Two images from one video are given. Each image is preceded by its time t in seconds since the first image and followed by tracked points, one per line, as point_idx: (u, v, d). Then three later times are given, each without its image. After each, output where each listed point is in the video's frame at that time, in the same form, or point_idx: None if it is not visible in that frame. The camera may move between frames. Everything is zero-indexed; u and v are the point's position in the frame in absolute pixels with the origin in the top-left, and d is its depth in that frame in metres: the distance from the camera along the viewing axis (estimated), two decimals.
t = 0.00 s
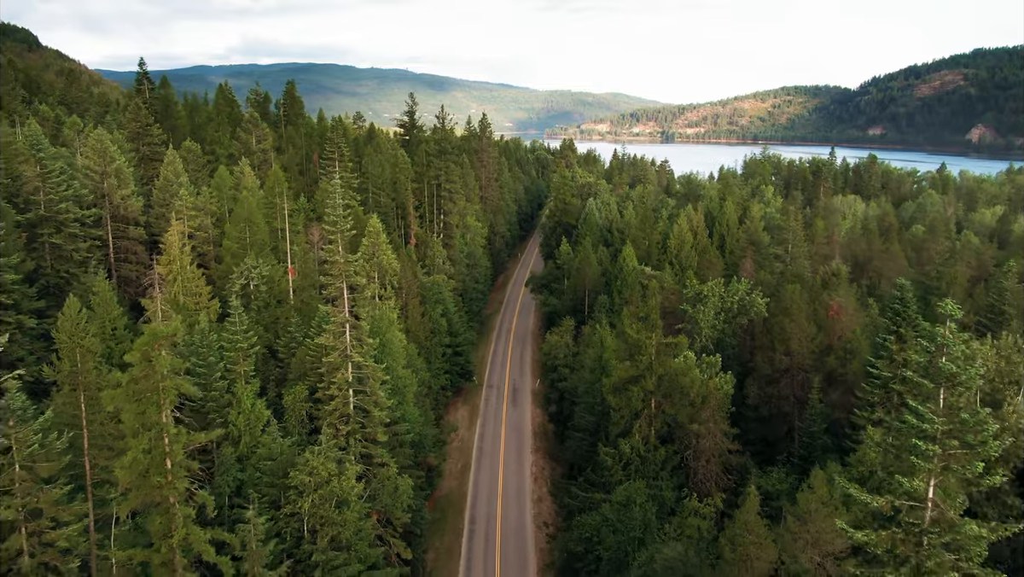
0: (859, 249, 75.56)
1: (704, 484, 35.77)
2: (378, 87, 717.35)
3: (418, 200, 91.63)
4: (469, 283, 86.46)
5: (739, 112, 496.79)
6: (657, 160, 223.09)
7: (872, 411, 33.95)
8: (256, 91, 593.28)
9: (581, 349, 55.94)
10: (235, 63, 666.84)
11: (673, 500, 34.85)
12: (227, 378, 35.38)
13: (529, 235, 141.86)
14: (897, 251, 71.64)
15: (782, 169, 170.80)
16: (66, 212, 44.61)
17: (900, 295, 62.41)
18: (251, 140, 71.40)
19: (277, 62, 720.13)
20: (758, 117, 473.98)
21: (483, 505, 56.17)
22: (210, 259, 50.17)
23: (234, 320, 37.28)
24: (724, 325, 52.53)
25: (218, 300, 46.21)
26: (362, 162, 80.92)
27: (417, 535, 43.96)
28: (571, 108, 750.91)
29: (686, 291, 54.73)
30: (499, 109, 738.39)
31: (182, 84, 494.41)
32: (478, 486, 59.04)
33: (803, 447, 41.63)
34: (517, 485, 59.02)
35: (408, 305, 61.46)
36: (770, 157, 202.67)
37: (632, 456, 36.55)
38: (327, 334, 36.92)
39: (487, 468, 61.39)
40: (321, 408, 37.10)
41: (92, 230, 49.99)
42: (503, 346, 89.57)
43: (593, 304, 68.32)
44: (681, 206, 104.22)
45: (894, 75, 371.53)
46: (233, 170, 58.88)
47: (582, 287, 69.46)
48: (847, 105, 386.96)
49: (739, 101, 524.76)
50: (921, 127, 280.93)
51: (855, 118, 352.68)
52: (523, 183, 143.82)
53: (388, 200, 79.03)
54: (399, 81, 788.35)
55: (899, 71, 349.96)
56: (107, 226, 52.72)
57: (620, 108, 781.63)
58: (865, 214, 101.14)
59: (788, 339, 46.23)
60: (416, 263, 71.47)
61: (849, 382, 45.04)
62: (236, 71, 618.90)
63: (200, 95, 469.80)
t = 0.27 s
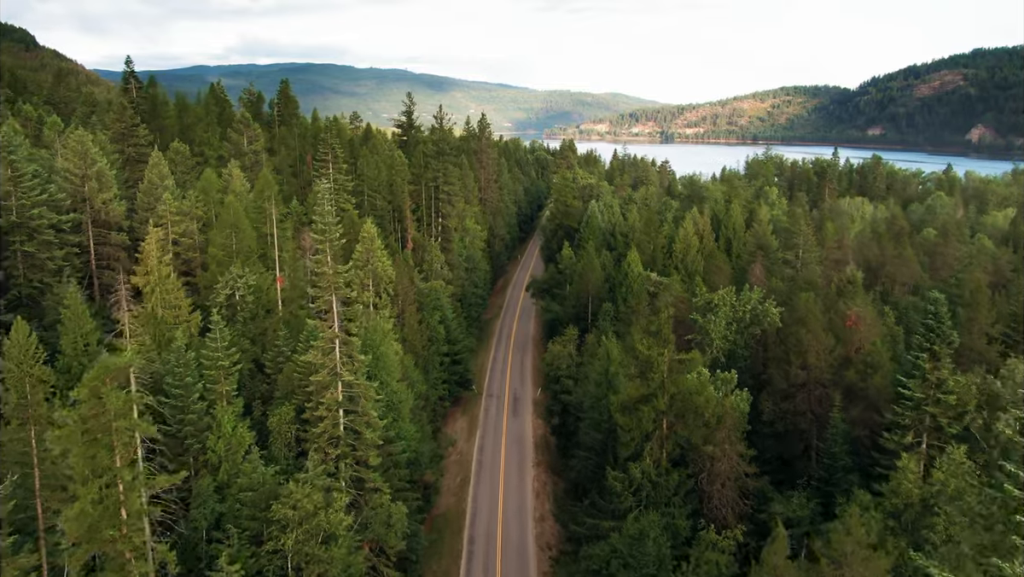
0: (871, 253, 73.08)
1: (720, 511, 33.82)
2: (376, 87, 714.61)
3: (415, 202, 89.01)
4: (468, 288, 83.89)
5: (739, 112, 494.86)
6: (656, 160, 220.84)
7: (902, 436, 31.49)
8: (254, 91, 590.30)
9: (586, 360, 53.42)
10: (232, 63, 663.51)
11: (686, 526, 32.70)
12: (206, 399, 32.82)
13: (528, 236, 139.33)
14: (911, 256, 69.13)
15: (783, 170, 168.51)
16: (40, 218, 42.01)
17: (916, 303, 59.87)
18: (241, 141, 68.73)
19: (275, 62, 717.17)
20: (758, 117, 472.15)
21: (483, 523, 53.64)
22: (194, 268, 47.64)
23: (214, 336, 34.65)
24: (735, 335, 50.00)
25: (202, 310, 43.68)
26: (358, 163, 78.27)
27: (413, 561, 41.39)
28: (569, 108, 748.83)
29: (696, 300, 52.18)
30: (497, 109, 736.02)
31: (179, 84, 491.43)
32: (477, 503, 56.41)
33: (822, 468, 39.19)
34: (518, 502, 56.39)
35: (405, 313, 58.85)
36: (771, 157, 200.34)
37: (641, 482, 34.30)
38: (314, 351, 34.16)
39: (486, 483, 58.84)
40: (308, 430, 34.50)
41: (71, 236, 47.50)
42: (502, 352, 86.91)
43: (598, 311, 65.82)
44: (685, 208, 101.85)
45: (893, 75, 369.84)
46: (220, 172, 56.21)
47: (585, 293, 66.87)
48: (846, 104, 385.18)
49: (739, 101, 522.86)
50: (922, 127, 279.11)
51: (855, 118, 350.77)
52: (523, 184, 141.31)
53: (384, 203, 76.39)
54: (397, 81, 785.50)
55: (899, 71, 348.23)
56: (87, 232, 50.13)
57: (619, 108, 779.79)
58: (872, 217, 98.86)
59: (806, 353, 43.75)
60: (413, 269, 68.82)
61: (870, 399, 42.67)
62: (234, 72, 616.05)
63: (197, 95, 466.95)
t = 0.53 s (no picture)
0: (880, 257, 71.11)
1: (735, 535, 31.91)
2: (374, 87, 712.27)
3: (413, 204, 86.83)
4: (467, 292, 81.70)
5: (738, 112, 493.28)
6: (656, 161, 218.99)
7: (932, 459, 29.46)
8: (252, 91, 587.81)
9: (590, 370, 51.28)
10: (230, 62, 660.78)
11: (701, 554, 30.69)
12: (186, 419, 30.65)
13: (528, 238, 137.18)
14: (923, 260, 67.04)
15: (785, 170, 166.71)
16: (15, 224, 39.75)
17: (930, 309, 57.75)
18: (233, 141, 66.55)
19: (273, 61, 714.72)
20: (757, 116, 470.55)
21: (483, 540, 51.43)
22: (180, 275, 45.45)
23: (195, 351, 32.42)
24: (746, 345, 47.86)
25: (187, 320, 41.46)
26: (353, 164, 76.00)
27: None
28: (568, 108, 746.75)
29: (705, 308, 50.01)
30: (496, 109, 733.85)
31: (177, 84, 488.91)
32: (477, 518, 54.16)
33: (841, 488, 37.11)
34: (519, 517, 54.14)
35: (401, 321, 56.64)
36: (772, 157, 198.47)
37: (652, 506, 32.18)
38: (301, 367, 31.91)
39: (486, 496, 56.65)
40: (296, 450, 32.33)
41: (51, 242, 45.25)
42: (502, 358, 84.64)
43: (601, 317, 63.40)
44: (687, 210, 99.79)
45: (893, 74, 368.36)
46: (209, 174, 53.95)
47: (588, 299, 64.74)
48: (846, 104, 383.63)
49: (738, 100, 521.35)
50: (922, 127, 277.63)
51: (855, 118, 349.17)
52: (522, 185, 139.14)
53: (380, 205, 74.21)
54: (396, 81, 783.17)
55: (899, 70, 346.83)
56: (69, 237, 47.89)
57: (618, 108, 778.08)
58: (878, 219, 96.99)
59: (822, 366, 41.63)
60: (410, 274, 66.56)
61: (889, 413, 40.58)
62: (232, 72, 613.66)
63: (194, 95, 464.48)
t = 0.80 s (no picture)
0: (893, 262, 68.74)
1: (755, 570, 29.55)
2: (373, 87, 709.52)
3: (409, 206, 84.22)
4: (466, 297, 79.16)
5: (737, 112, 491.32)
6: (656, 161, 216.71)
7: (973, 490, 27.00)
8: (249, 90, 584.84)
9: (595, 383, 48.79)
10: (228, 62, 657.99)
11: None
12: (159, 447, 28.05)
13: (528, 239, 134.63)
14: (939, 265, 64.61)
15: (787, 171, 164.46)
16: None
17: (949, 317, 55.22)
18: (223, 142, 63.95)
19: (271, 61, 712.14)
20: (757, 116, 468.55)
21: (482, 562, 48.90)
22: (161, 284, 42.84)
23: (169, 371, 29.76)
24: (760, 358, 45.33)
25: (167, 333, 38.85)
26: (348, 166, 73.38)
27: None
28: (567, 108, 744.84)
29: (716, 318, 47.46)
30: (494, 108, 731.47)
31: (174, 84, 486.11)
32: (476, 538, 51.60)
33: (865, 515, 34.71)
34: (521, 537, 51.60)
35: (396, 330, 54.04)
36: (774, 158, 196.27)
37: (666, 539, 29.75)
38: (284, 390, 29.25)
39: (486, 514, 54.19)
40: (279, 479, 29.78)
41: (25, 249, 42.72)
42: (502, 365, 82.01)
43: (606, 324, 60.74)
44: (691, 212, 97.40)
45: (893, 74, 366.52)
46: (195, 177, 51.34)
47: (592, 306, 62.20)
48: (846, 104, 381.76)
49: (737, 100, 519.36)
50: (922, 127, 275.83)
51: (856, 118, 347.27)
52: (522, 186, 136.56)
53: (375, 208, 71.60)
54: (394, 80, 780.40)
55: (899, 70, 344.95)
56: (45, 243, 45.30)
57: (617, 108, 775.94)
58: (885, 221, 94.71)
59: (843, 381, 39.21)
60: (407, 280, 63.98)
61: (915, 433, 38.11)
62: (230, 71, 610.50)
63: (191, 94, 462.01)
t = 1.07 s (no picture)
0: (905, 266, 66.61)
1: None
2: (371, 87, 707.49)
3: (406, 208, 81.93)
4: (464, 302, 76.95)
5: (737, 112, 489.60)
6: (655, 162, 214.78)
7: (1016, 523, 24.79)
8: (247, 90, 582.52)
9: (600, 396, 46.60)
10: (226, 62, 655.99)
11: None
12: (131, 474, 25.86)
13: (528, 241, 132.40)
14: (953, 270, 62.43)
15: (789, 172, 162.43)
16: None
17: (966, 325, 53.11)
18: (213, 142, 61.74)
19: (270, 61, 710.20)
20: (756, 117, 466.87)
21: None
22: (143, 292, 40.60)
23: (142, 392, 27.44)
24: (774, 369, 43.12)
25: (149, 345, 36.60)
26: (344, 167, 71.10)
27: None
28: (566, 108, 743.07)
29: (727, 327, 45.24)
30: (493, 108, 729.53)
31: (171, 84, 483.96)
32: (476, 556, 49.33)
33: (890, 540, 32.54)
34: (522, 555, 49.35)
35: (392, 339, 51.78)
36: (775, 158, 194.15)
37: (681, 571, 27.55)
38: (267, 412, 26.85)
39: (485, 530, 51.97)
40: (262, 507, 27.51)
41: None
42: (502, 372, 79.74)
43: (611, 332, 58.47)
44: (694, 214, 95.24)
45: (893, 74, 364.86)
46: (181, 179, 49.09)
47: (595, 313, 59.95)
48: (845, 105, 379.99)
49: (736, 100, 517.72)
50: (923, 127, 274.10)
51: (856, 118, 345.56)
52: (521, 187, 134.34)
53: (371, 211, 69.31)
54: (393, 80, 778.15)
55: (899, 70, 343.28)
56: (23, 249, 43.10)
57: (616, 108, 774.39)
58: (892, 224, 92.66)
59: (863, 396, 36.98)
60: (403, 285, 61.79)
61: (940, 451, 35.88)
62: (228, 72, 608.36)
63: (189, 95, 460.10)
